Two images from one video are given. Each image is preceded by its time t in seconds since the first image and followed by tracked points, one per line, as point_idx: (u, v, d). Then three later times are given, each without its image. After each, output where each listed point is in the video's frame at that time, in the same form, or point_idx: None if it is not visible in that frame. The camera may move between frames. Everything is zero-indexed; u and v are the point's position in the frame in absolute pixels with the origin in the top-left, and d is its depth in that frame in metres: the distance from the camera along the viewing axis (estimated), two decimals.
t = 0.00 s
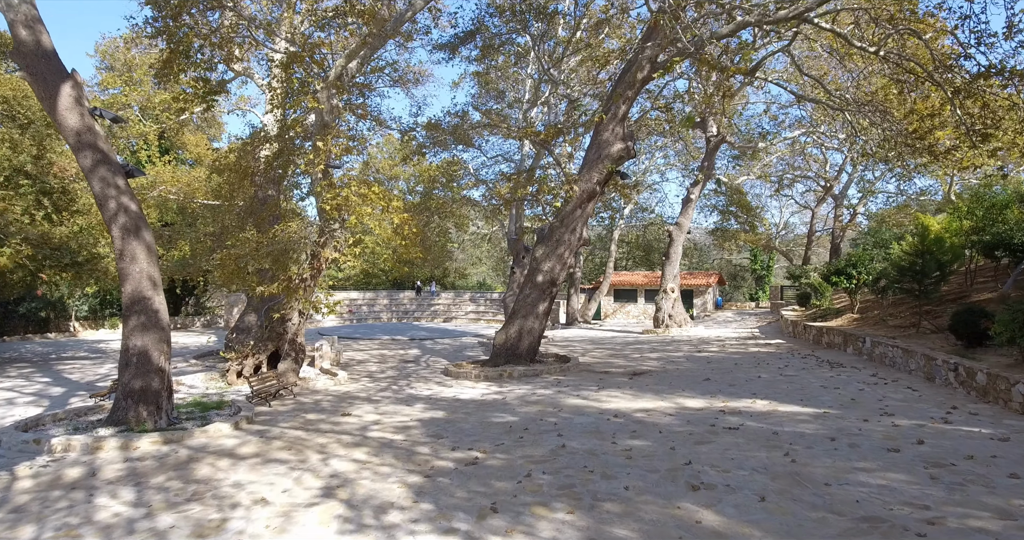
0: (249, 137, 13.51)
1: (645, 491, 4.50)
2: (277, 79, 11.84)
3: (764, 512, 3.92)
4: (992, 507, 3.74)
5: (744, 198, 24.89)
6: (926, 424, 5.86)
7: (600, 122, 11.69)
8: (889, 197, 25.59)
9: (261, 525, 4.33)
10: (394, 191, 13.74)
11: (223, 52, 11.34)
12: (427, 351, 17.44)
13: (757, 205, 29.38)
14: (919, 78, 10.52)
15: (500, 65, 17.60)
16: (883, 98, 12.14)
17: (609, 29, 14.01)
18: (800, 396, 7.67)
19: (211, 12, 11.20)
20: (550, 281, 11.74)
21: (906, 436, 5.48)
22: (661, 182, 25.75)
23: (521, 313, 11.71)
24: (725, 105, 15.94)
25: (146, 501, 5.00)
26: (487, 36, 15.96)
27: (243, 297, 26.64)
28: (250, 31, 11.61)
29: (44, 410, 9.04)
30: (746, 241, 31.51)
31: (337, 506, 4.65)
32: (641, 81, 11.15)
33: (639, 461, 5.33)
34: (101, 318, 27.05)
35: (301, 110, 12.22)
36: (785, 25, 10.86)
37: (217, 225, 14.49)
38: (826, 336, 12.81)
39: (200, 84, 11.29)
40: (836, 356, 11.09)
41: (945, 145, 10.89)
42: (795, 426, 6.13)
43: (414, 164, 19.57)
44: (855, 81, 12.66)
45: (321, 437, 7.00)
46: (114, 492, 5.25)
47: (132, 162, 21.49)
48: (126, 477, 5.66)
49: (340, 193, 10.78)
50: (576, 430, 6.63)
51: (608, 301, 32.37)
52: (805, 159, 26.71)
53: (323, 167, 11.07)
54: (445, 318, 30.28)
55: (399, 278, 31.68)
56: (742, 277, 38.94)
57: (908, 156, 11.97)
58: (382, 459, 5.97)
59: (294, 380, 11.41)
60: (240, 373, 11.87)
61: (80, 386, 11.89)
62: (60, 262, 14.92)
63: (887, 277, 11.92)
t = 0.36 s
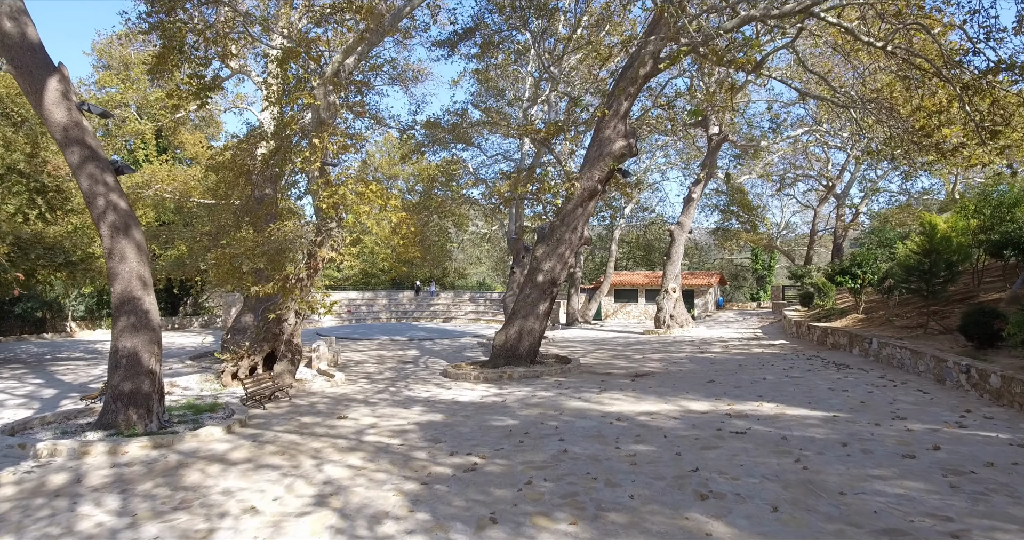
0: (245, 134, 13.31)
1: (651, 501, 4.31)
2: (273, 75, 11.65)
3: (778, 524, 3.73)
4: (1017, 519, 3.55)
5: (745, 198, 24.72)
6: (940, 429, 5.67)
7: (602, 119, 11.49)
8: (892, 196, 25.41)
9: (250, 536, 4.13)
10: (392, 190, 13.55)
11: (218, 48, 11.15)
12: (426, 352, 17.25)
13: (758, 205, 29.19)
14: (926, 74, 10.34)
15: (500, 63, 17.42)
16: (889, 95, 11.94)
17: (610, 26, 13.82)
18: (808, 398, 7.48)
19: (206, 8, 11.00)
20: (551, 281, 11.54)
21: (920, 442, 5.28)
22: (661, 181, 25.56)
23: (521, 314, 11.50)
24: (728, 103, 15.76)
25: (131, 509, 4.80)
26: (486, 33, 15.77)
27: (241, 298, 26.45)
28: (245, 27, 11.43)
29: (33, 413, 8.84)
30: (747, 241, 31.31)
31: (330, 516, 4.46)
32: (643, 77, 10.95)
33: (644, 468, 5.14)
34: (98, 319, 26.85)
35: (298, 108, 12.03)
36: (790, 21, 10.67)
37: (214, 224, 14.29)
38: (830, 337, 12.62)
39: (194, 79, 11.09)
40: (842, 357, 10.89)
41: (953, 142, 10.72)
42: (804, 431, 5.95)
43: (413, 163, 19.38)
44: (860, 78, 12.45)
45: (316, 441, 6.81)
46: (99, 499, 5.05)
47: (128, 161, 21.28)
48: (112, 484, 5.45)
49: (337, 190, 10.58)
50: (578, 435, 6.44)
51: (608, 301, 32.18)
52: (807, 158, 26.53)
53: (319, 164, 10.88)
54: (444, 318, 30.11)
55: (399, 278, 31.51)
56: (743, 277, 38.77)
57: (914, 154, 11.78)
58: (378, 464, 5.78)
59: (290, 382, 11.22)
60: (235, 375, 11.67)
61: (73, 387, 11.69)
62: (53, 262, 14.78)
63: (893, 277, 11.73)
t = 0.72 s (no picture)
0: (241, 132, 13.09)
1: (660, 513, 4.08)
2: (268, 71, 11.42)
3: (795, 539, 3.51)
4: None
5: (747, 197, 24.50)
6: (959, 434, 5.44)
7: (604, 115, 11.26)
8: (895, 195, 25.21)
9: None
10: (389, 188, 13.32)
11: (211, 43, 10.92)
12: (425, 352, 17.01)
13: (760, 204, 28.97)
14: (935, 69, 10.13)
15: (500, 60, 17.20)
16: (896, 91, 11.73)
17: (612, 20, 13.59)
18: (818, 402, 7.26)
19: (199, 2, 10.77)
20: (552, 281, 11.31)
21: (940, 448, 5.06)
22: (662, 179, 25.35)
23: (521, 314, 11.27)
24: (731, 100, 15.52)
25: (113, 520, 4.58)
26: (486, 29, 15.54)
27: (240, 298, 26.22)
28: (240, 22, 11.21)
29: (22, 417, 8.62)
30: (749, 240, 31.08)
31: (321, 528, 4.23)
32: (646, 72, 10.72)
33: (651, 476, 4.92)
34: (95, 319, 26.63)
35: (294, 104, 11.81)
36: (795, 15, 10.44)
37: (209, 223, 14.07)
38: (836, 338, 12.40)
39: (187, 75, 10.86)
40: (849, 358, 10.67)
41: (963, 139, 10.50)
42: (816, 436, 5.72)
43: (412, 162, 19.16)
44: (867, 75, 12.22)
45: (310, 447, 6.58)
46: (80, 509, 4.84)
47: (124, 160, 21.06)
48: (95, 493, 5.23)
49: (333, 188, 10.37)
50: (581, 440, 6.22)
51: (609, 301, 31.95)
52: (810, 157, 26.32)
53: (315, 161, 10.65)
54: (444, 318, 29.89)
55: (398, 278, 31.29)
56: (745, 277, 38.56)
57: (921, 151, 11.55)
58: (373, 471, 5.55)
59: (286, 384, 10.99)
60: (230, 377, 11.43)
61: (65, 389, 11.47)
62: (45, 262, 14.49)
63: (902, 277, 11.52)
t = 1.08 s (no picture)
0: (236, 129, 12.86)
1: (670, 525, 3.86)
2: (263, 66, 11.20)
3: None
4: None
5: (749, 196, 24.27)
6: (979, 440, 5.22)
7: (606, 111, 11.02)
8: (899, 194, 24.99)
9: None
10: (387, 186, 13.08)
11: (205, 36, 10.68)
12: (424, 353, 16.78)
13: (762, 203, 28.76)
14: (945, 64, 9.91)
15: (500, 56, 16.97)
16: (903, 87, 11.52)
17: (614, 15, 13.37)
18: (828, 405, 7.03)
19: None
20: (553, 280, 11.09)
21: (962, 456, 4.83)
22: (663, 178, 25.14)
23: (522, 315, 11.04)
24: (734, 97, 15.30)
25: (93, 533, 4.35)
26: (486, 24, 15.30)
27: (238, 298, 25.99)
28: (235, 16, 10.99)
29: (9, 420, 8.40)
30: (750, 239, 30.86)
31: None
32: (649, 67, 10.50)
33: (659, 484, 4.69)
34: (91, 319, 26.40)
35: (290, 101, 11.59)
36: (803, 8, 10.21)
37: (205, 222, 13.84)
38: (843, 338, 12.18)
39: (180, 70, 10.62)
40: (857, 360, 10.45)
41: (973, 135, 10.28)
42: (830, 442, 5.50)
43: (411, 160, 18.93)
44: (872, 70, 12.02)
45: (304, 452, 6.36)
46: (60, 520, 4.61)
47: (120, 158, 20.84)
48: (77, 502, 5.01)
49: (330, 186, 10.14)
50: (585, 445, 5.99)
51: (609, 301, 31.72)
52: (812, 155, 26.10)
53: (311, 158, 10.41)
54: (443, 318, 29.68)
55: (397, 278, 31.07)
56: (746, 277, 38.37)
57: (929, 149, 11.35)
58: (369, 479, 5.33)
59: (281, 386, 10.75)
60: (224, 378, 11.18)
61: (56, 391, 11.23)
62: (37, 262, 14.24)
63: (911, 276, 11.31)
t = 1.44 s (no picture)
0: (232, 127, 12.65)
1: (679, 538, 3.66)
2: (258, 62, 11.00)
3: None
4: None
5: (750, 195, 24.07)
6: (998, 446, 5.02)
7: (609, 108, 10.80)
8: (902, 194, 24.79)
9: None
10: (385, 184, 12.87)
11: (200, 31, 10.48)
12: (423, 354, 16.58)
13: (764, 203, 28.55)
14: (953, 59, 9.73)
15: (500, 53, 16.76)
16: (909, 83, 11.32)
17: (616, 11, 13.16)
18: (838, 408, 6.83)
19: None
20: (554, 280, 10.89)
21: (983, 463, 4.62)
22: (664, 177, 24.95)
23: (522, 315, 10.85)
24: (737, 95, 15.10)
25: None
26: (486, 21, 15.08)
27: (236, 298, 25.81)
28: (230, 11, 10.79)
29: None
30: (752, 239, 30.67)
31: None
32: (653, 62, 10.31)
33: (667, 493, 4.49)
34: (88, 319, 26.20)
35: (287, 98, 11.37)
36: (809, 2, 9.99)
37: (201, 221, 13.64)
38: (849, 338, 11.97)
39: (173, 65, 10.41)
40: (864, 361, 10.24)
41: (982, 132, 10.09)
42: (843, 448, 5.29)
43: (410, 159, 18.72)
44: (878, 67, 11.82)
45: (297, 457, 6.16)
46: (39, 530, 4.41)
47: (117, 157, 20.65)
48: (58, 511, 4.80)
49: (326, 183, 9.93)
50: (588, 450, 5.78)
51: (610, 301, 31.52)
52: (814, 154, 25.90)
53: (307, 156, 10.19)
54: (443, 318, 29.49)
55: (396, 278, 30.88)
56: (748, 277, 38.18)
57: (937, 146, 11.15)
58: (364, 486, 5.13)
59: (277, 388, 10.54)
60: (219, 380, 10.97)
61: (48, 393, 11.03)
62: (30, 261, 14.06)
63: (920, 275, 11.10)
